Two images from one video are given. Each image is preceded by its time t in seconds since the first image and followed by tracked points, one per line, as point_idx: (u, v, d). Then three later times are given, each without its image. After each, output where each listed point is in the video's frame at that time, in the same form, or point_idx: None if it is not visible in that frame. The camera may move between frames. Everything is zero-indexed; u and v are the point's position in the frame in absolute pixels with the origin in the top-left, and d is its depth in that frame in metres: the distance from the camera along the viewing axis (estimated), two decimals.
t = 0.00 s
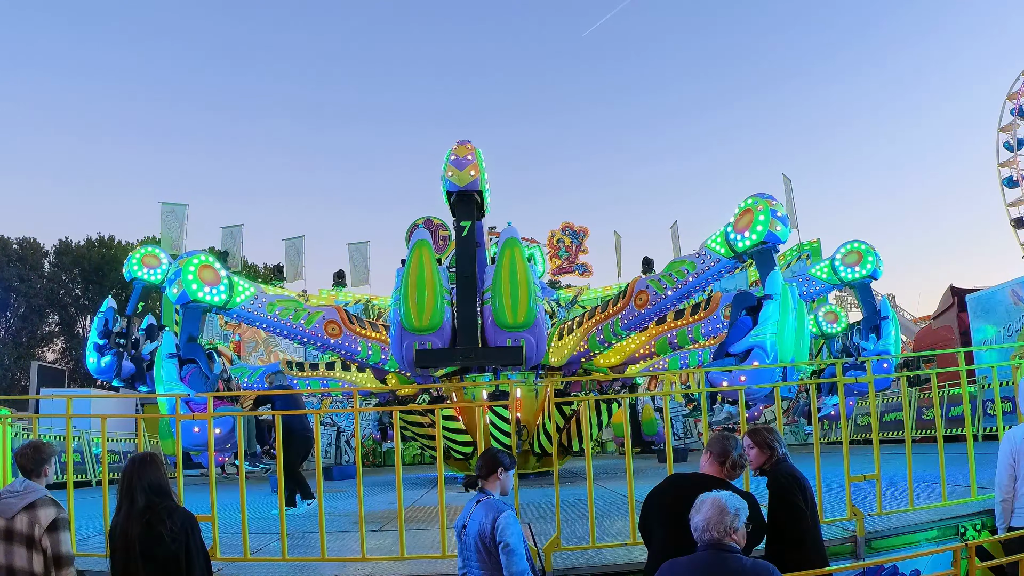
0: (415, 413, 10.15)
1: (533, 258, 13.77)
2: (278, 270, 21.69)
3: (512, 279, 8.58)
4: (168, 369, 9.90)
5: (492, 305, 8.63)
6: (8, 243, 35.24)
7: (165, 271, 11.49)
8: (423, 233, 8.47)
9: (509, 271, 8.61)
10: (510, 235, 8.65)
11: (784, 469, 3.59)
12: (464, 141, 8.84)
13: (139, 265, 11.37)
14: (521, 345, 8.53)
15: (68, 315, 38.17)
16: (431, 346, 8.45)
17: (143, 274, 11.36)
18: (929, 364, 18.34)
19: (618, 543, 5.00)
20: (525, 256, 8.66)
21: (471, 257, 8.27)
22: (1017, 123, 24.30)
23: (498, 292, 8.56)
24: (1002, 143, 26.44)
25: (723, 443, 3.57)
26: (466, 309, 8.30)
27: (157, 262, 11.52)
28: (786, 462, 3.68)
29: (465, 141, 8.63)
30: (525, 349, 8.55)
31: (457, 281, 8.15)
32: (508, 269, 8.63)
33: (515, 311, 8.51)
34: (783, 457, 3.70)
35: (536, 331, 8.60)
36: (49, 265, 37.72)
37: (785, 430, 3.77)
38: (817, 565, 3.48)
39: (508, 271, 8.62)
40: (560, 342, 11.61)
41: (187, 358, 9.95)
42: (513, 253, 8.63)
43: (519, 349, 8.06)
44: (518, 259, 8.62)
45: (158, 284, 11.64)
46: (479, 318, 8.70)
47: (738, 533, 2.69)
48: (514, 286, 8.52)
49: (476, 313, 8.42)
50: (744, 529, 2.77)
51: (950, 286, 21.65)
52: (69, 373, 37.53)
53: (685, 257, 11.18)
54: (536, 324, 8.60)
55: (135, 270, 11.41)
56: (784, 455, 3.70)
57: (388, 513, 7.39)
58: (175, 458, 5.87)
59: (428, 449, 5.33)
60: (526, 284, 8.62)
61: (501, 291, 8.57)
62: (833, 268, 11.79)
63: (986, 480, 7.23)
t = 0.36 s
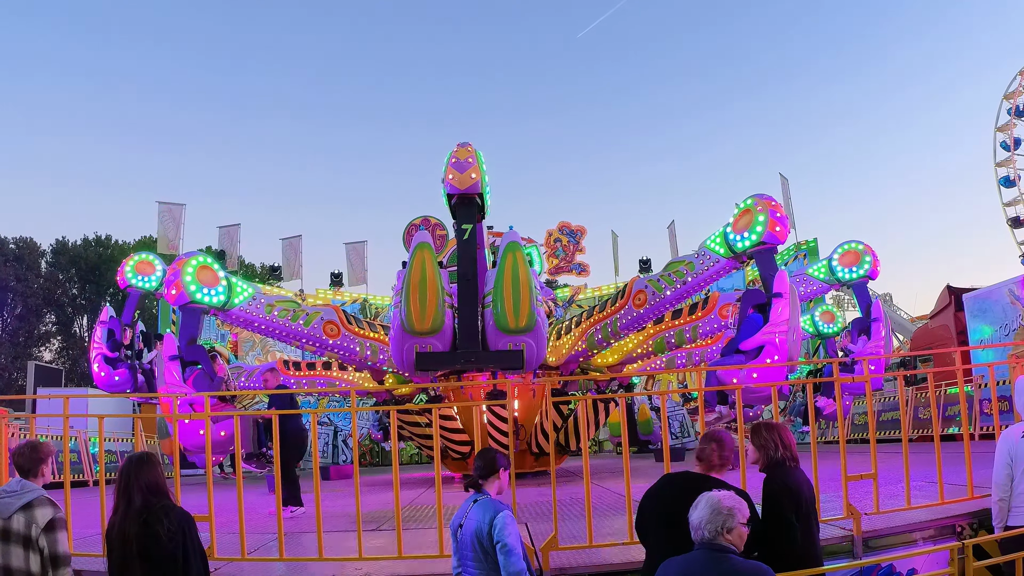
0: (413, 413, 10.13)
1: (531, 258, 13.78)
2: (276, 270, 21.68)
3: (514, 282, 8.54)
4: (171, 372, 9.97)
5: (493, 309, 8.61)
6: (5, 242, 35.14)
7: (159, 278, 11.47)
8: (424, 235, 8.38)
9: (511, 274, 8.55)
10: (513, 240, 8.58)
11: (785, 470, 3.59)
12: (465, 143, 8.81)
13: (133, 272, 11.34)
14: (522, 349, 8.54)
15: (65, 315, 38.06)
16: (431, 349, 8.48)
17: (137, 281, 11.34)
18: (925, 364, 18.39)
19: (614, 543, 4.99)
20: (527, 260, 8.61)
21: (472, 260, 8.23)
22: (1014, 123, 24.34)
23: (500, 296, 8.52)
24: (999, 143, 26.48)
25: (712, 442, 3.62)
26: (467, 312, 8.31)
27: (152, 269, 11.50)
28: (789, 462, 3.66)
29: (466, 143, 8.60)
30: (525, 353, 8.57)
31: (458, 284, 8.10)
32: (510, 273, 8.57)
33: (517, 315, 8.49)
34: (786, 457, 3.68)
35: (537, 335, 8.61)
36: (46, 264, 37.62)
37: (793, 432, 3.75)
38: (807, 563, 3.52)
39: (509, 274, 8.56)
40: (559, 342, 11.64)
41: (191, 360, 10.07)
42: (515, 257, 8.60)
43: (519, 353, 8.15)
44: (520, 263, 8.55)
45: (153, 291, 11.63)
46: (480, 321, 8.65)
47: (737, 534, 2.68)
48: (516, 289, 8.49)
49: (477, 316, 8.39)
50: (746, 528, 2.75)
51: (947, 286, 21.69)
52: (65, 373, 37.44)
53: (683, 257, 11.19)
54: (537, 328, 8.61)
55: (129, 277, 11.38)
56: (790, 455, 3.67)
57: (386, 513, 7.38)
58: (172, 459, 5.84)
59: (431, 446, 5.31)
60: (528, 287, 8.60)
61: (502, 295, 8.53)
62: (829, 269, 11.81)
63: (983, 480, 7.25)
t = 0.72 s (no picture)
0: (409, 413, 10.11)
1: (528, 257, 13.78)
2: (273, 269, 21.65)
3: (515, 287, 8.47)
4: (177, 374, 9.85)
5: (494, 314, 8.53)
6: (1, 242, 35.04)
7: (154, 284, 11.45)
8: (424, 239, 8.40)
9: (512, 279, 8.54)
10: (513, 244, 8.65)
11: (786, 468, 3.59)
12: (466, 146, 8.80)
13: (128, 278, 11.31)
14: (523, 354, 8.45)
15: (62, 314, 37.97)
16: (433, 355, 8.44)
17: (131, 287, 11.29)
18: (922, 363, 18.42)
19: (611, 541, 5.00)
20: (528, 265, 8.65)
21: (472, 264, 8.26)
22: (1011, 123, 24.37)
23: (500, 300, 8.43)
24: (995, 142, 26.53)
25: (691, 437, 3.53)
26: (468, 317, 8.31)
27: (146, 275, 11.48)
28: (791, 458, 3.66)
29: (465, 146, 8.61)
30: (525, 358, 8.48)
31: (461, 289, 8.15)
32: (511, 278, 8.55)
33: (518, 321, 8.40)
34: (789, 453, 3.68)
35: (539, 341, 8.53)
36: (43, 264, 37.57)
37: (794, 427, 3.73)
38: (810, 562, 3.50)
39: (510, 278, 8.54)
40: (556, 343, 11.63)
41: (196, 363, 10.07)
42: (516, 261, 8.60)
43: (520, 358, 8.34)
44: (521, 267, 8.60)
45: (147, 297, 11.58)
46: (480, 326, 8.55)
47: (738, 535, 2.67)
48: (517, 293, 8.41)
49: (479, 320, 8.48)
50: (747, 528, 2.74)
51: (943, 286, 21.74)
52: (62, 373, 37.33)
53: (683, 257, 11.25)
54: (538, 334, 8.52)
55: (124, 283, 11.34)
56: (792, 451, 3.67)
57: (383, 512, 7.39)
58: (169, 459, 5.83)
59: (431, 445, 5.28)
60: (529, 292, 8.53)
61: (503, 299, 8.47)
62: (827, 269, 11.87)
63: (979, 479, 7.26)
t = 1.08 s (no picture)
0: (407, 413, 10.11)
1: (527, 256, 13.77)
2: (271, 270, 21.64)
3: (517, 284, 8.50)
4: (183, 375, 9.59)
5: (495, 312, 8.52)
6: None
7: (151, 290, 11.47)
8: (427, 238, 8.50)
9: (515, 277, 8.55)
10: (515, 241, 8.66)
11: (792, 468, 3.56)
12: (468, 146, 8.81)
13: (126, 284, 11.34)
14: (524, 352, 8.47)
15: (61, 314, 37.98)
16: (434, 353, 8.39)
17: (128, 293, 11.33)
18: (920, 363, 18.44)
19: (610, 542, 5.01)
20: (530, 263, 8.64)
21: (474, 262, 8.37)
22: (1009, 123, 24.39)
23: (502, 299, 8.42)
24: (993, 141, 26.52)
25: (670, 434, 3.56)
26: (471, 315, 8.39)
27: (144, 280, 11.49)
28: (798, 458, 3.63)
29: (468, 144, 8.58)
30: (528, 356, 8.51)
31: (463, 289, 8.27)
32: (513, 276, 8.58)
33: (521, 318, 8.42)
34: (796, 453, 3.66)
35: (541, 338, 8.55)
36: (42, 264, 37.54)
37: (801, 426, 3.69)
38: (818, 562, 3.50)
39: (512, 276, 8.56)
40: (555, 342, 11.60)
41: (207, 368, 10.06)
42: (518, 260, 8.60)
43: (523, 357, 8.41)
44: (523, 265, 8.59)
45: (144, 302, 11.60)
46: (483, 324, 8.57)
47: (745, 535, 2.68)
48: (519, 291, 8.43)
49: (480, 319, 8.49)
50: (754, 529, 2.75)
51: (942, 285, 21.77)
52: (61, 373, 37.33)
53: (683, 257, 11.18)
54: (540, 332, 8.55)
55: (122, 289, 11.35)
56: (799, 449, 3.65)
57: (383, 512, 7.41)
58: (168, 459, 5.83)
59: (435, 443, 5.27)
60: (532, 290, 8.55)
61: (505, 297, 8.49)
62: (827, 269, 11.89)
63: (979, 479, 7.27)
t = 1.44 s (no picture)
0: (407, 414, 10.11)
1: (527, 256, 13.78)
2: (271, 270, 21.65)
3: (520, 281, 8.56)
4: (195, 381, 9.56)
5: (499, 309, 8.59)
6: None
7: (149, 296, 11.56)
8: (430, 234, 8.53)
9: (517, 273, 8.60)
10: (518, 237, 8.69)
11: (797, 468, 3.56)
12: (470, 143, 8.79)
13: (124, 291, 11.39)
14: (527, 348, 8.52)
15: (60, 315, 38.02)
16: (438, 349, 8.41)
17: (127, 300, 11.41)
18: (920, 363, 18.44)
19: (611, 542, 5.00)
20: (533, 259, 8.67)
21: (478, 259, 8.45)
22: (1008, 123, 24.40)
23: (506, 295, 8.51)
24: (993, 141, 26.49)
25: (670, 434, 3.50)
26: (474, 310, 8.41)
27: (142, 287, 11.56)
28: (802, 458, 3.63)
29: (471, 142, 8.53)
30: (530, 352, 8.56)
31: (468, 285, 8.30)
32: (516, 272, 8.62)
33: (523, 314, 8.49)
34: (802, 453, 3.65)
35: (543, 334, 8.62)
36: (41, 265, 37.57)
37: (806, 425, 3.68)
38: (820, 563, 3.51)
39: (514, 273, 8.61)
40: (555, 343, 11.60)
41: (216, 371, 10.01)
42: (521, 256, 8.67)
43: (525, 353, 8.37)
44: (525, 261, 8.63)
45: (142, 309, 11.66)
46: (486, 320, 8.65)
47: (746, 535, 2.68)
48: (522, 287, 8.50)
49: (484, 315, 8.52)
50: (756, 530, 2.75)
51: (941, 285, 21.76)
52: (60, 374, 37.33)
53: (684, 258, 11.23)
54: (543, 327, 8.61)
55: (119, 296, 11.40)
56: (804, 449, 3.64)
57: (383, 512, 7.42)
58: (168, 459, 5.84)
59: (435, 444, 5.26)
60: (535, 287, 8.61)
61: (508, 293, 8.54)
62: (826, 270, 11.90)
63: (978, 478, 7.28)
